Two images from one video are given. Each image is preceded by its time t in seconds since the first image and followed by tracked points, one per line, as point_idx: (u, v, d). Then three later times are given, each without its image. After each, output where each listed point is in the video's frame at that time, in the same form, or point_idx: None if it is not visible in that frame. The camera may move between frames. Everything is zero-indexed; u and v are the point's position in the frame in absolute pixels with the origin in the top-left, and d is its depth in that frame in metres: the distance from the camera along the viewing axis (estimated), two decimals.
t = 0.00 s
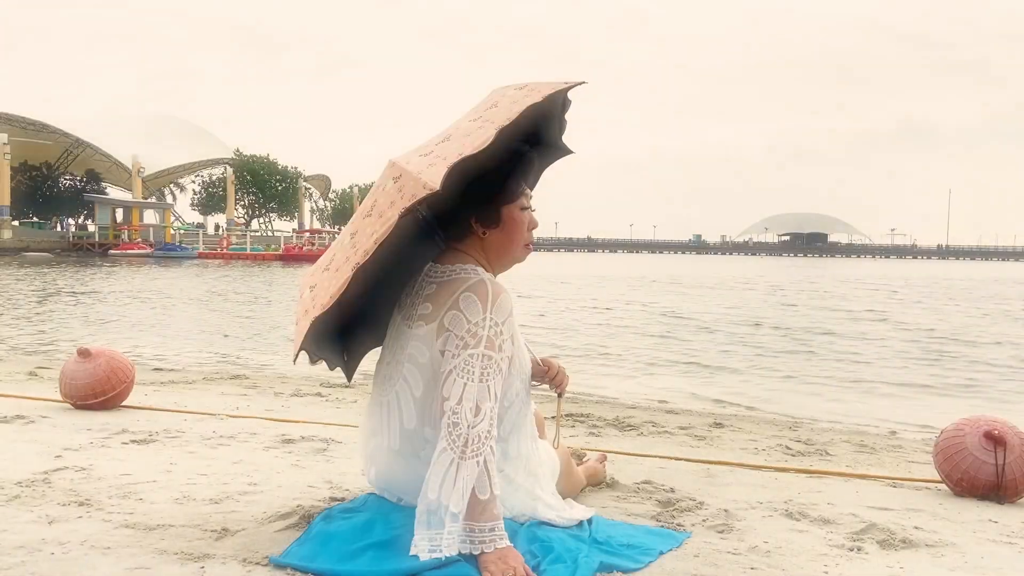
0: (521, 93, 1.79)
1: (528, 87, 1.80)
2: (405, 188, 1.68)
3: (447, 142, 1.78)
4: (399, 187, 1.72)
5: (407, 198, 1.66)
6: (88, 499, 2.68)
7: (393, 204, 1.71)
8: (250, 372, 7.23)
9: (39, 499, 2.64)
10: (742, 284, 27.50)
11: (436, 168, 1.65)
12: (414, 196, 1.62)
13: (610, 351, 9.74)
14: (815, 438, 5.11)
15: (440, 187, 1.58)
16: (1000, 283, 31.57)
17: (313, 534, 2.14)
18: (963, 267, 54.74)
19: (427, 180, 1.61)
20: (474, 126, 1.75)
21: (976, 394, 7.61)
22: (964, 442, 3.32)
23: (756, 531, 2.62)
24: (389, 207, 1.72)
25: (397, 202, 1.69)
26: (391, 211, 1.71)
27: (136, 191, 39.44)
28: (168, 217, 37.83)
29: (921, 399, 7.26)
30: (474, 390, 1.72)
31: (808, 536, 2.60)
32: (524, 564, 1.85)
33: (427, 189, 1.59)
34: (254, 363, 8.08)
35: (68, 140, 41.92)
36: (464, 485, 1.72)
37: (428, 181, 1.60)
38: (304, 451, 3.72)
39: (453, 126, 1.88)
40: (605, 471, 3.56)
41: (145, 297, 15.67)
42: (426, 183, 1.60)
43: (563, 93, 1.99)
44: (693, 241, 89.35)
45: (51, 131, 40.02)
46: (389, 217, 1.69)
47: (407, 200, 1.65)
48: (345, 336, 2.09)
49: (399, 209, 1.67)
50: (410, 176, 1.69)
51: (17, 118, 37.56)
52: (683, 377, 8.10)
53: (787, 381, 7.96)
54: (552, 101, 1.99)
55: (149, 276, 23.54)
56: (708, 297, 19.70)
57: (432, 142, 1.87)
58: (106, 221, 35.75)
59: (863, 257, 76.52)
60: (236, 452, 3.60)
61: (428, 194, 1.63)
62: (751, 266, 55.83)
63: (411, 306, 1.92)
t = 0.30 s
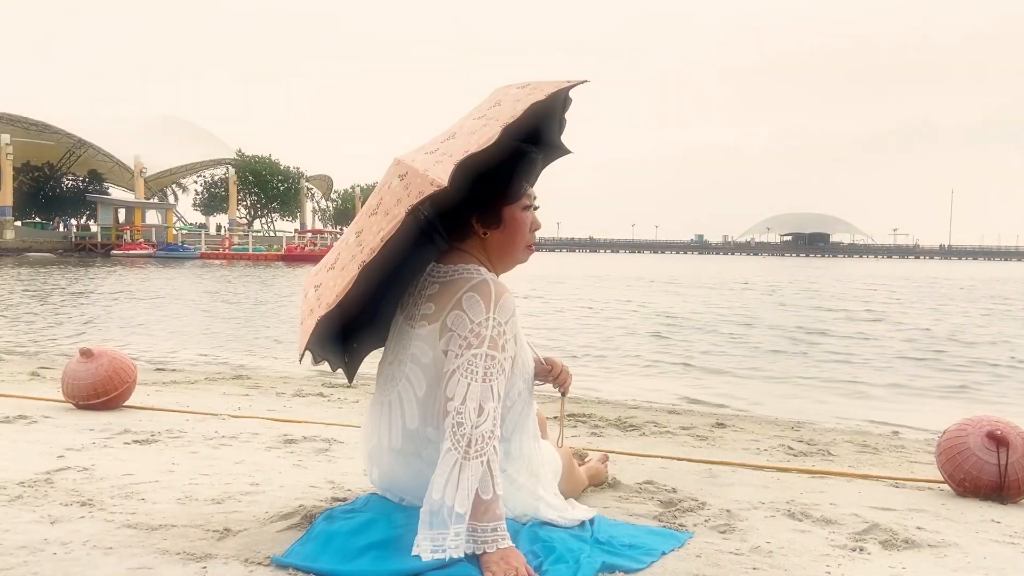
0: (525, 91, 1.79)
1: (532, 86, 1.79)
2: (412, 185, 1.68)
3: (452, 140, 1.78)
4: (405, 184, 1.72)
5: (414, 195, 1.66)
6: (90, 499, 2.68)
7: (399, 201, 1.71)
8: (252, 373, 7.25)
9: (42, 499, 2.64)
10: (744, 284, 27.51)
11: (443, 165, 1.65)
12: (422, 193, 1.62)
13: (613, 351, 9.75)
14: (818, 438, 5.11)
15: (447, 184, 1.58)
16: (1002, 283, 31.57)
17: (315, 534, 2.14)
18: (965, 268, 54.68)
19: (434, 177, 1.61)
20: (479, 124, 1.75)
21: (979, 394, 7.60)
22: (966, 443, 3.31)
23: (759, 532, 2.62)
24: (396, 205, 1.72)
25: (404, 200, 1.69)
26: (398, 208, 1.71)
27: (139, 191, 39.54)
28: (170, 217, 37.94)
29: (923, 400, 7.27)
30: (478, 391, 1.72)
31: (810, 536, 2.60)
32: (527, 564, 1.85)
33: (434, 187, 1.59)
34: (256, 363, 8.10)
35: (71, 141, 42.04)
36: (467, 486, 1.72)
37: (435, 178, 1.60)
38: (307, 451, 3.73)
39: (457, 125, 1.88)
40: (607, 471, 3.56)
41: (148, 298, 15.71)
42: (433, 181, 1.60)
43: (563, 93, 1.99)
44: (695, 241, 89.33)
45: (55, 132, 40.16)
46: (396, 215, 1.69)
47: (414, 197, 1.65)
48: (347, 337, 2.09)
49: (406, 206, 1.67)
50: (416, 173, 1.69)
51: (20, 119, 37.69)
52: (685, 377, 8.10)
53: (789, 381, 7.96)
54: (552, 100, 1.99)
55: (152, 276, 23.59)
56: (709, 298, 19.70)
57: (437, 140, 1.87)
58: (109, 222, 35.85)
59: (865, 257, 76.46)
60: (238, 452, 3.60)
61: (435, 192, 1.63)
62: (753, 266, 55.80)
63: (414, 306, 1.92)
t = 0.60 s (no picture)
0: (530, 92, 1.79)
1: (538, 87, 1.79)
2: (418, 184, 1.68)
3: (457, 139, 1.78)
4: (410, 183, 1.72)
5: (420, 194, 1.66)
6: (92, 499, 2.68)
7: (405, 200, 1.71)
8: (254, 373, 7.26)
9: (44, 499, 2.64)
10: (745, 284, 27.52)
11: (449, 164, 1.65)
12: (428, 192, 1.62)
13: (614, 351, 9.76)
14: (820, 439, 5.11)
15: (453, 183, 1.58)
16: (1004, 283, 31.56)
17: (316, 533, 2.14)
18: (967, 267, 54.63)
19: (441, 176, 1.61)
20: (484, 123, 1.75)
21: (981, 394, 7.59)
22: (969, 443, 3.31)
23: (761, 532, 2.62)
24: (401, 204, 1.72)
25: (409, 198, 1.69)
26: (403, 207, 1.71)
27: (141, 192, 39.59)
28: (172, 217, 38.01)
29: (924, 400, 7.26)
30: (479, 391, 1.72)
31: (812, 536, 2.60)
32: (528, 564, 1.84)
33: (441, 185, 1.59)
34: (258, 363, 8.11)
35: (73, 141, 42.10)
36: (469, 486, 1.72)
37: (441, 177, 1.60)
38: (309, 451, 3.73)
39: (461, 125, 1.88)
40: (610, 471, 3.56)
41: (151, 298, 15.74)
42: (439, 179, 1.60)
43: (567, 93, 1.98)
44: (697, 241, 89.32)
45: (57, 133, 40.23)
46: (401, 214, 1.69)
47: (420, 196, 1.65)
48: (349, 337, 2.09)
49: (411, 205, 1.67)
50: (422, 172, 1.69)
51: (23, 120, 37.76)
52: (686, 377, 8.10)
53: (790, 381, 7.97)
54: (556, 101, 1.98)
55: (155, 277, 23.65)
56: (711, 297, 19.69)
57: (441, 140, 1.87)
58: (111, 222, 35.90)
59: (867, 257, 76.39)
60: (240, 452, 3.61)
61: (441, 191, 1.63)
62: (755, 266, 55.80)
63: (416, 306, 1.91)
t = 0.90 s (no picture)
0: (533, 91, 1.79)
1: (541, 87, 1.80)
2: (422, 181, 1.67)
3: (462, 137, 1.78)
4: (414, 181, 1.72)
5: (425, 191, 1.66)
6: (95, 499, 2.69)
7: (409, 197, 1.71)
8: (256, 373, 7.27)
9: (47, 499, 2.65)
10: (746, 284, 27.52)
11: (453, 162, 1.65)
12: (433, 188, 1.62)
13: (616, 352, 9.76)
14: (822, 438, 5.10)
15: (457, 180, 1.58)
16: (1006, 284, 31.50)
17: (318, 534, 2.14)
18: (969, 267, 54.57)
19: (445, 173, 1.61)
20: (488, 122, 1.75)
21: (983, 394, 7.58)
22: (971, 443, 3.30)
23: (763, 532, 2.62)
24: (406, 201, 1.72)
25: (413, 196, 1.69)
26: (407, 204, 1.71)
27: (143, 192, 39.63)
28: (174, 217, 38.06)
29: (926, 399, 7.26)
30: (481, 391, 1.72)
31: (815, 536, 2.60)
32: (530, 565, 1.84)
33: (445, 182, 1.59)
34: (260, 363, 8.13)
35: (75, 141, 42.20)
36: (471, 486, 1.72)
37: (446, 174, 1.60)
38: (311, 451, 3.73)
39: (465, 124, 1.88)
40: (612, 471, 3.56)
41: (153, 298, 15.76)
42: (444, 176, 1.60)
43: (569, 94, 1.98)
44: (698, 241, 89.30)
45: (59, 133, 40.27)
46: (405, 211, 1.69)
47: (424, 193, 1.65)
48: (350, 337, 2.09)
49: (415, 202, 1.67)
50: (427, 169, 1.69)
51: (26, 121, 37.82)
52: (688, 377, 8.10)
53: (792, 381, 7.96)
54: (558, 102, 1.98)
55: (157, 277, 23.69)
56: (712, 298, 19.68)
57: (445, 138, 1.87)
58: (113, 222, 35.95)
59: (869, 257, 76.33)
60: (242, 452, 3.61)
61: (445, 188, 1.63)
62: (757, 266, 55.76)
63: (418, 305, 1.91)
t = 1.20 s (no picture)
0: (534, 92, 1.79)
1: (542, 87, 1.80)
2: (424, 181, 1.68)
3: (463, 138, 1.77)
4: (416, 181, 1.72)
5: (426, 192, 1.66)
6: (98, 499, 2.69)
7: (411, 198, 1.71)
8: (259, 373, 7.28)
9: (51, 499, 2.65)
10: (748, 284, 27.55)
11: (455, 162, 1.65)
12: (434, 189, 1.62)
13: (618, 352, 9.77)
14: (825, 439, 5.11)
15: (459, 180, 1.58)
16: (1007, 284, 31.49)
17: (321, 534, 2.14)
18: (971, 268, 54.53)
19: (447, 174, 1.61)
20: (490, 122, 1.75)
21: (986, 394, 7.58)
22: (974, 443, 3.30)
23: (765, 532, 2.62)
24: (408, 201, 1.72)
25: (415, 196, 1.69)
26: (409, 204, 1.71)
27: (145, 193, 39.66)
28: (177, 218, 38.14)
29: (929, 399, 7.26)
30: (482, 391, 1.72)
31: (817, 536, 2.60)
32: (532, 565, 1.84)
33: (447, 183, 1.59)
34: (263, 363, 8.15)
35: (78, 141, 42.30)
36: (472, 486, 1.72)
37: (448, 174, 1.60)
38: (314, 451, 3.74)
39: (467, 124, 1.88)
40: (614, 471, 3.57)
41: (155, 298, 15.80)
42: (445, 177, 1.60)
43: (570, 95, 1.99)
44: (700, 241, 89.29)
45: (62, 133, 40.30)
46: (407, 211, 1.69)
47: (426, 194, 1.65)
48: (351, 339, 2.08)
49: (417, 202, 1.67)
50: (428, 169, 1.69)
51: (28, 121, 37.87)
52: (690, 377, 8.11)
53: (794, 381, 7.96)
54: (559, 102, 1.98)
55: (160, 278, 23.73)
56: (715, 298, 19.69)
57: (448, 138, 1.87)
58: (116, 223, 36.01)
59: (871, 257, 76.27)
60: (245, 452, 3.62)
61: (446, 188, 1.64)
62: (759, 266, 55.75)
63: (419, 306, 1.91)
